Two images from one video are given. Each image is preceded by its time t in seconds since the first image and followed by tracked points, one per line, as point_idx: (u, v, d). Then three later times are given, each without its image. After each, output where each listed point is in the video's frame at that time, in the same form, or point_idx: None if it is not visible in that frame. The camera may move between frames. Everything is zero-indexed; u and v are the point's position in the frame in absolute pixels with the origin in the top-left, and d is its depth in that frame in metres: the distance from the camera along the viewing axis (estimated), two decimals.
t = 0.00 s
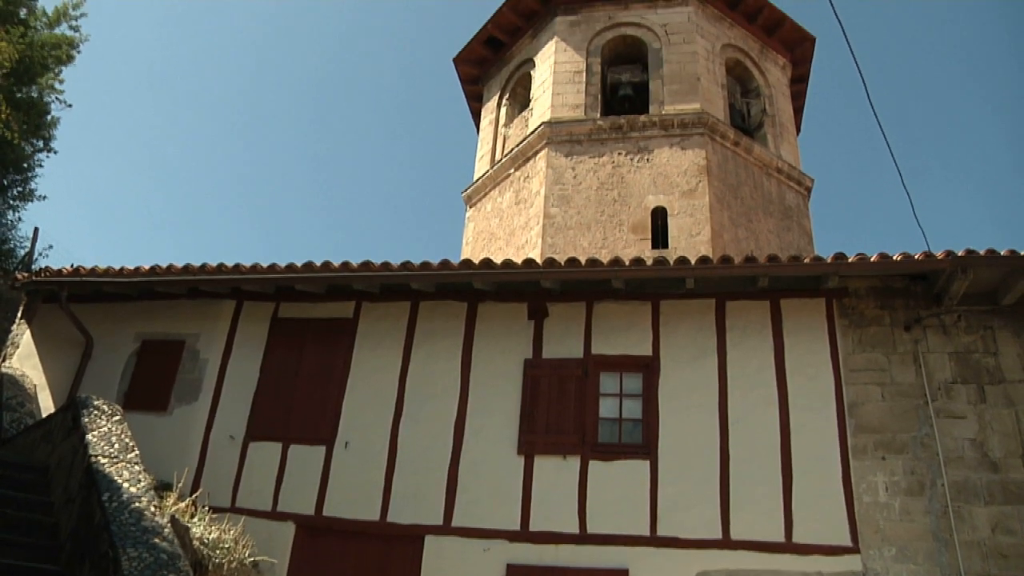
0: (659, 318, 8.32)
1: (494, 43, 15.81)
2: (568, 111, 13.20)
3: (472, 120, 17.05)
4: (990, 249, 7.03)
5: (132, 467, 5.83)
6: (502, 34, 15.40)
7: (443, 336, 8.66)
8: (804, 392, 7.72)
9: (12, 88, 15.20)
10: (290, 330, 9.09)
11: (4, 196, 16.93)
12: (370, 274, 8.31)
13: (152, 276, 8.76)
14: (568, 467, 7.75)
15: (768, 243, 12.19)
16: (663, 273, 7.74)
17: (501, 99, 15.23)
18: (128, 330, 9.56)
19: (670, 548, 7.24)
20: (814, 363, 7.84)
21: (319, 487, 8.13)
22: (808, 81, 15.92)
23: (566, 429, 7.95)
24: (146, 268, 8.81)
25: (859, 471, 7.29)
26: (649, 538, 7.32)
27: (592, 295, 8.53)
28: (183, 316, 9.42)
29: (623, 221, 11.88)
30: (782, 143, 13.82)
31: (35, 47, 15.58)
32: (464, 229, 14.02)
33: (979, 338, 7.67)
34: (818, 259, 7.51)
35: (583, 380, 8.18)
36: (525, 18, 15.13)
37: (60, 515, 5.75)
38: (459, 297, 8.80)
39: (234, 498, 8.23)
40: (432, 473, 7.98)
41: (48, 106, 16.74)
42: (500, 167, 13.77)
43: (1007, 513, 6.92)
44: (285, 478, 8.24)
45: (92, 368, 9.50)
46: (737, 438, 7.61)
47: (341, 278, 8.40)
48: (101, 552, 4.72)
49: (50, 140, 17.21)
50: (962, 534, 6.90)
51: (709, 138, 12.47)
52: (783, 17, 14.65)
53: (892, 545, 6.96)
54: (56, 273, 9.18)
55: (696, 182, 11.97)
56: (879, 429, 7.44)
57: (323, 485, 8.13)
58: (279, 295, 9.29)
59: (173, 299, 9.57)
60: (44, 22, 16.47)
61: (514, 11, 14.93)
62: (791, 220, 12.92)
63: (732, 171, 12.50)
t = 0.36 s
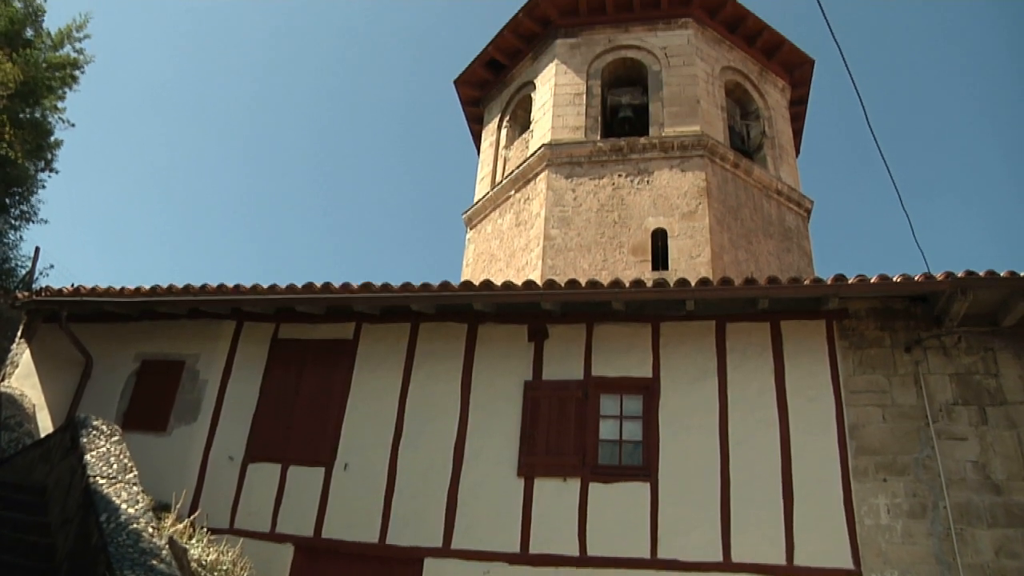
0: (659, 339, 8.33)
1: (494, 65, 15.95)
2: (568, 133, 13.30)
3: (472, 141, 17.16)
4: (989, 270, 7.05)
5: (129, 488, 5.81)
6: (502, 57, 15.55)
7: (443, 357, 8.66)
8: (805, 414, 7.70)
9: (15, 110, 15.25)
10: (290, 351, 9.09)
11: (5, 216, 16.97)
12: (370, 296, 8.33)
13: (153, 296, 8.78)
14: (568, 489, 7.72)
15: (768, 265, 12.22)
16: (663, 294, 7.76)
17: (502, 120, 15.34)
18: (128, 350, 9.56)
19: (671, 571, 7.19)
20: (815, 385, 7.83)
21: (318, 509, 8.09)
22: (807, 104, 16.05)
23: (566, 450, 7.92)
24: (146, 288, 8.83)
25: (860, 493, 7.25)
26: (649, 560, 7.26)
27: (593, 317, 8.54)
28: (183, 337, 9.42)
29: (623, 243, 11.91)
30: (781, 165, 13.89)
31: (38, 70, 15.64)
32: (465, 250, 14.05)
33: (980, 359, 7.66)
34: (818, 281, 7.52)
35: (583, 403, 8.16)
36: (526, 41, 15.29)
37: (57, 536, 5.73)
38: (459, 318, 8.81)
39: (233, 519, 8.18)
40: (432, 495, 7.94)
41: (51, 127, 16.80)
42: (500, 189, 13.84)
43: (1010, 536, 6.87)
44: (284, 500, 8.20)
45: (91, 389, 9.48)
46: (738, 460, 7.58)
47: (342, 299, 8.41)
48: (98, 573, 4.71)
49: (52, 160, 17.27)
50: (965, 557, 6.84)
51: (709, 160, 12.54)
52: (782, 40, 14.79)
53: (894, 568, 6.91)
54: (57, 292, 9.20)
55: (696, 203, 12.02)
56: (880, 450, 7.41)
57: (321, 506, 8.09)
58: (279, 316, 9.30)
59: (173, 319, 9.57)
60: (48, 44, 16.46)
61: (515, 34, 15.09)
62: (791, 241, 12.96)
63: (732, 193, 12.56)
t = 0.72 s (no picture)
0: (659, 360, 8.32)
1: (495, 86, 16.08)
2: (568, 154, 13.37)
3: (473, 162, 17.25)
4: (989, 290, 7.06)
5: (127, 508, 5.79)
6: (503, 78, 15.67)
7: (443, 377, 8.65)
8: (805, 434, 7.68)
9: (19, 129, 15.34)
10: (290, 371, 9.08)
11: (7, 234, 17.02)
12: (370, 316, 8.33)
13: (153, 315, 8.79)
14: (567, 510, 7.68)
15: (768, 285, 12.23)
16: (663, 315, 7.77)
17: (502, 141, 15.43)
18: (127, 370, 9.54)
19: None
20: (815, 405, 7.81)
21: (316, 529, 8.04)
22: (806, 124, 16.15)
23: (566, 471, 7.89)
24: (146, 307, 8.84)
25: (861, 514, 7.21)
26: None
27: (593, 337, 8.54)
28: (183, 356, 9.42)
29: (623, 264, 11.93)
30: (781, 186, 13.96)
31: (41, 89, 15.80)
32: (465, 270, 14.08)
33: (981, 379, 7.64)
34: (818, 301, 7.53)
35: (583, 424, 8.14)
36: (526, 62, 15.43)
37: (55, 556, 5.69)
38: (459, 339, 8.81)
39: (230, 540, 8.13)
40: (431, 516, 7.90)
41: (54, 146, 16.89)
42: (500, 210, 13.89)
43: (1014, 558, 6.81)
44: (282, 520, 8.15)
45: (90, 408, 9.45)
46: (739, 481, 7.54)
47: (342, 318, 8.42)
48: None
49: (54, 179, 17.35)
50: None
51: (709, 181, 12.61)
52: (781, 61, 14.97)
53: None
54: (57, 311, 9.20)
55: (696, 224, 12.05)
56: (881, 471, 7.38)
57: (320, 527, 8.04)
58: (280, 335, 9.30)
59: (173, 338, 9.57)
60: (53, 63, 16.67)
61: (515, 55, 15.23)
62: (792, 262, 12.99)
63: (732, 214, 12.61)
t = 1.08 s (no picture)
0: (659, 383, 8.31)
1: (495, 109, 16.21)
2: (568, 177, 13.46)
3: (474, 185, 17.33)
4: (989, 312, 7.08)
5: (125, 531, 5.78)
6: (504, 101, 15.81)
7: (443, 400, 8.63)
8: (806, 458, 7.65)
9: (23, 151, 15.45)
10: (290, 393, 9.06)
11: (8, 255, 17.04)
12: (370, 338, 8.34)
13: (153, 336, 8.79)
14: (567, 533, 7.63)
15: (769, 308, 12.25)
16: (663, 338, 7.77)
17: (503, 165, 15.52)
18: (126, 391, 9.52)
19: None
20: (816, 429, 7.79)
21: (314, 552, 7.98)
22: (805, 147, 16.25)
23: (567, 494, 7.85)
24: (146, 329, 8.85)
25: (864, 538, 7.16)
26: None
27: (593, 360, 8.54)
28: (182, 378, 9.40)
29: (624, 287, 11.95)
30: (780, 209, 14.02)
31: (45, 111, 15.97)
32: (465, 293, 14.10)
33: (982, 402, 7.62)
34: (818, 324, 7.55)
35: (583, 447, 8.11)
36: (527, 86, 15.58)
37: None
38: (459, 362, 8.80)
39: (228, 563, 8.06)
40: (430, 539, 7.84)
41: (57, 168, 16.99)
42: (500, 233, 13.95)
43: None
44: (281, 543, 8.09)
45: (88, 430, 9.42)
46: (740, 505, 7.50)
47: (342, 341, 8.42)
48: None
49: (57, 200, 17.43)
50: None
51: (709, 204, 12.67)
52: (780, 85, 15.13)
53: None
54: (57, 332, 9.21)
55: (696, 248, 12.09)
56: (883, 495, 7.34)
57: (318, 550, 7.98)
58: (279, 358, 9.30)
59: (172, 361, 9.56)
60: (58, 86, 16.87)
61: (516, 79, 15.39)
62: (792, 285, 13.01)
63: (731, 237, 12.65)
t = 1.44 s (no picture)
0: (659, 407, 8.29)
1: (495, 133, 16.34)
2: (568, 200, 13.53)
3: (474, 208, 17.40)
4: (989, 334, 7.09)
5: (121, 555, 5.97)
6: (504, 124, 15.95)
7: (442, 423, 8.61)
8: (807, 482, 7.61)
9: (25, 171, 15.56)
10: (289, 416, 9.03)
11: (8, 276, 16.98)
12: (370, 360, 8.34)
13: (153, 358, 8.80)
14: (567, 557, 7.58)
15: (769, 331, 12.25)
16: (663, 361, 7.78)
17: (503, 188, 15.59)
18: (124, 413, 9.49)
19: None
20: (817, 452, 7.76)
21: None
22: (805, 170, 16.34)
23: (567, 517, 7.81)
24: (147, 350, 8.85)
25: (866, 563, 7.11)
26: None
27: (593, 384, 8.53)
28: (181, 400, 9.38)
29: (624, 309, 11.96)
30: (780, 232, 14.06)
31: (49, 133, 16.11)
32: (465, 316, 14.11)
33: (984, 425, 7.59)
34: (818, 347, 7.55)
35: (584, 471, 8.07)
36: (527, 109, 15.72)
37: None
38: (459, 385, 8.79)
39: None
40: (429, 562, 7.79)
41: (59, 189, 17.08)
42: (501, 256, 13.99)
43: None
44: (279, 566, 8.03)
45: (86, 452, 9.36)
46: (741, 529, 7.45)
47: (342, 363, 8.42)
48: None
49: (59, 222, 17.48)
50: None
51: (708, 227, 12.72)
52: (779, 108, 15.27)
53: None
54: (57, 352, 9.21)
55: (696, 270, 12.12)
56: (885, 518, 7.30)
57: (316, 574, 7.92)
58: (279, 380, 9.28)
59: (171, 382, 9.55)
60: (62, 108, 17.05)
61: (516, 102, 15.53)
62: (792, 307, 13.03)
63: (732, 260, 12.68)
